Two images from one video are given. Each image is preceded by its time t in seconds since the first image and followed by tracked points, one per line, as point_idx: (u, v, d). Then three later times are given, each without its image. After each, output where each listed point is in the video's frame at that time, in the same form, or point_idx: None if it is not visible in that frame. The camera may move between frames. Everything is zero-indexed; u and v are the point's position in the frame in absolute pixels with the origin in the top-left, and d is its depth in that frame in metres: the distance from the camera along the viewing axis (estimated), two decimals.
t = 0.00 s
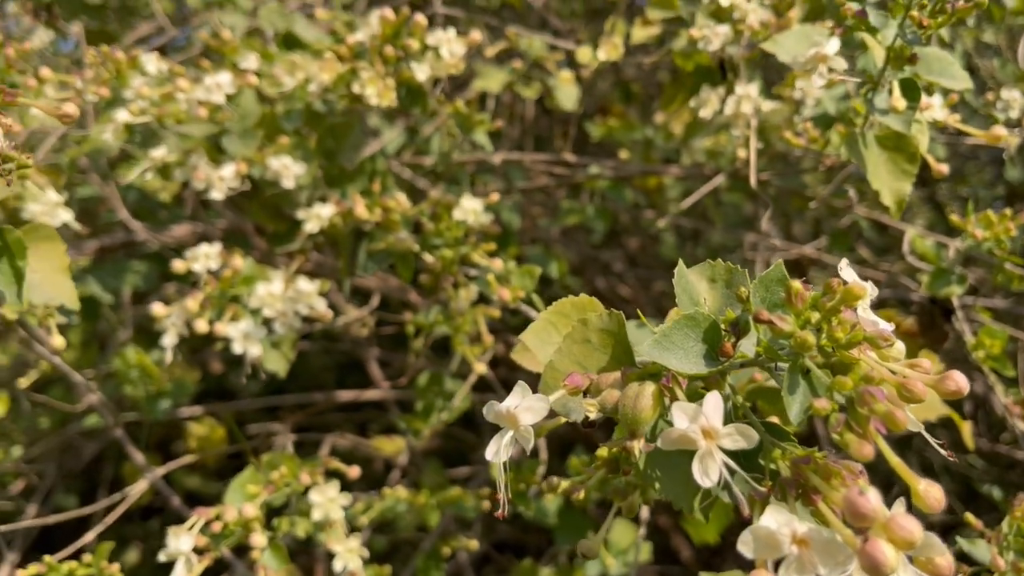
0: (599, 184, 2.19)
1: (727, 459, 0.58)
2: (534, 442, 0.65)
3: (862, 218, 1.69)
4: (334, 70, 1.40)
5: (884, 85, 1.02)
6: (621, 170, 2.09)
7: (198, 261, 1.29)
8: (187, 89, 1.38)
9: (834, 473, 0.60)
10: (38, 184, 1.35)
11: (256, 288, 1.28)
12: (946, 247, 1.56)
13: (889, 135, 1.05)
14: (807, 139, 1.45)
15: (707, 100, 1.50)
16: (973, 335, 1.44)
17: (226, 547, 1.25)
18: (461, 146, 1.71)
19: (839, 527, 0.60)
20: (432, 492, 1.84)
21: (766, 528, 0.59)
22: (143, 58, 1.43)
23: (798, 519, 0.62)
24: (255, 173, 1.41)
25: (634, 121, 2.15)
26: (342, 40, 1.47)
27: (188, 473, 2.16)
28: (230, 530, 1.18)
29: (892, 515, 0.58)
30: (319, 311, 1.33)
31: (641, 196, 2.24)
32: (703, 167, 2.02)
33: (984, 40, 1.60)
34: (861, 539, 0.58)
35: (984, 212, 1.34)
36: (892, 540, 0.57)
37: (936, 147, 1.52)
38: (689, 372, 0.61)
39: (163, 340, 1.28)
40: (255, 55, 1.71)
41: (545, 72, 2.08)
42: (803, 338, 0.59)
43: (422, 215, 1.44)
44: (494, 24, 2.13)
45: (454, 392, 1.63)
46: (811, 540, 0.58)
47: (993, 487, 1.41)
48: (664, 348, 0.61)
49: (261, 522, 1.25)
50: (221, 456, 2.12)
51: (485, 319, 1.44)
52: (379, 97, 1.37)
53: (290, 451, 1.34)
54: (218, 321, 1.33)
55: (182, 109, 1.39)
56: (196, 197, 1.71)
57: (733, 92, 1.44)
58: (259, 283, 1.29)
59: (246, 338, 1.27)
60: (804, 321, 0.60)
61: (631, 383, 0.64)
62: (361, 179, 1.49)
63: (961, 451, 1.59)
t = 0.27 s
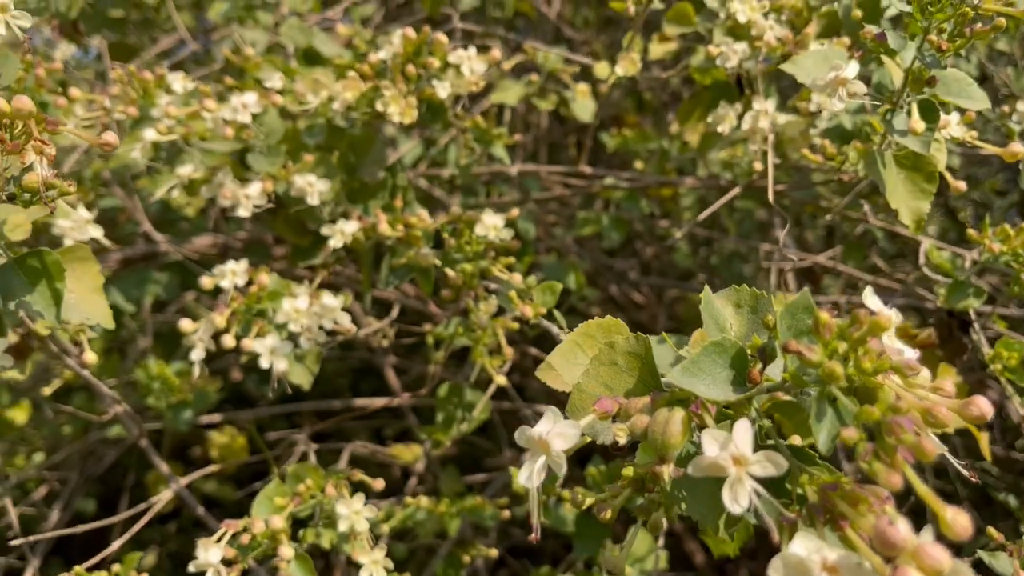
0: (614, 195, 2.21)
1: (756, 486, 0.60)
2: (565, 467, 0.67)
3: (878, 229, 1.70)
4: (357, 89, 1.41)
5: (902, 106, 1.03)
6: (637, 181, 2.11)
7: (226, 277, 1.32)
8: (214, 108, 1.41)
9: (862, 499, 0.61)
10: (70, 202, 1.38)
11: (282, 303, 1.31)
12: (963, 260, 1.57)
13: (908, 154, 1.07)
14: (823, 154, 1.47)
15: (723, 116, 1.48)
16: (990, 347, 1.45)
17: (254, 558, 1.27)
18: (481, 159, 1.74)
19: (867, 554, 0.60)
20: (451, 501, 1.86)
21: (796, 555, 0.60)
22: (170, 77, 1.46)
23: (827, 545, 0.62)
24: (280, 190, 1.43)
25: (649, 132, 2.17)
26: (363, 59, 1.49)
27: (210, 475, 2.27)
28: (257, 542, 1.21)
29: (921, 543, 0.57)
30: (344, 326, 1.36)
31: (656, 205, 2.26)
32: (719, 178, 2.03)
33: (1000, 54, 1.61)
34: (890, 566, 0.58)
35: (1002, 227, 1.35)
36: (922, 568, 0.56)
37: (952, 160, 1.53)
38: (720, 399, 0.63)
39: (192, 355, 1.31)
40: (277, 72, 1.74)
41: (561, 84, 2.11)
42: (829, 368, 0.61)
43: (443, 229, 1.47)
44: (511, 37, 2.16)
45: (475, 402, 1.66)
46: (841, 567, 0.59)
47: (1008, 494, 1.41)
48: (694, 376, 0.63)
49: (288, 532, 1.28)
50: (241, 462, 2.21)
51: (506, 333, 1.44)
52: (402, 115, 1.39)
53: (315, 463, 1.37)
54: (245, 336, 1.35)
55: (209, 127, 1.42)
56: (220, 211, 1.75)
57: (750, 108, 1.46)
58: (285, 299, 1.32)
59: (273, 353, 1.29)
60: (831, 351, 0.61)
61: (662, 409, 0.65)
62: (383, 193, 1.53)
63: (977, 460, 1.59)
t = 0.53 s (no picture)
0: (631, 200, 2.23)
1: (786, 491, 0.62)
2: (598, 473, 0.69)
3: (894, 234, 1.71)
4: (382, 100, 1.44)
5: (922, 116, 1.02)
6: (654, 187, 2.13)
7: (256, 284, 1.35)
8: (244, 119, 1.44)
9: (891, 504, 0.61)
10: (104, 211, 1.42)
11: (310, 309, 1.33)
12: (980, 265, 1.58)
13: (927, 162, 1.08)
14: (841, 161, 1.49)
15: (741, 125, 1.49)
16: (1007, 351, 1.46)
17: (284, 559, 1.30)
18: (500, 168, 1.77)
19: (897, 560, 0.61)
20: (471, 503, 1.88)
21: (827, 559, 0.60)
22: (199, 89, 1.49)
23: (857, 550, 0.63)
24: (307, 199, 1.46)
25: (667, 139, 2.19)
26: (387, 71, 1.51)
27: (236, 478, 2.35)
28: (288, 543, 1.24)
29: (952, 549, 0.58)
30: (371, 331, 1.38)
31: (672, 210, 2.28)
32: (735, 183, 2.05)
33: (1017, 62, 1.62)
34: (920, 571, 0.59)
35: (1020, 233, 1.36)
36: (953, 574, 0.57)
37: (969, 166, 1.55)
38: (750, 406, 0.65)
39: (222, 360, 1.34)
40: (302, 82, 1.78)
41: (579, 92, 2.13)
42: (859, 378, 0.63)
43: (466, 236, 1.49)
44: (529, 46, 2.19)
45: (496, 406, 1.68)
46: (872, 572, 0.59)
47: None
48: (723, 385, 0.65)
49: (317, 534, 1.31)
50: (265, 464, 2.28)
51: (527, 339, 1.46)
52: (426, 125, 1.42)
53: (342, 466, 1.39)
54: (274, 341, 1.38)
55: (238, 137, 1.44)
56: (245, 218, 1.78)
57: (768, 117, 1.48)
58: (313, 305, 1.34)
59: (302, 358, 1.32)
60: (859, 359, 0.63)
61: (692, 416, 0.68)
62: (408, 201, 1.56)
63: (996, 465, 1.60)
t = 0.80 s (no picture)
0: (647, 206, 2.25)
1: (812, 496, 0.64)
2: (626, 477, 0.72)
3: (911, 240, 1.72)
4: (404, 109, 1.47)
5: (942, 123, 1.03)
6: (670, 193, 2.14)
7: (281, 291, 1.38)
8: (268, 128, 1.46)
9: (915, 510, 0.62)
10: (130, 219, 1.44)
11: (333, 316, 1.35)
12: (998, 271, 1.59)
13: (947, 169, 1.09)
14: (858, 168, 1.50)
15: (758, 132, 1.50)
16: None
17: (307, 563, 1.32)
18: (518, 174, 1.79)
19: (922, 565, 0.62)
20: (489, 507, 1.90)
21: (853, 563, 0.62)
22: (223, 98, 1.52)
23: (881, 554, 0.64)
24: (329, 207, 1.49)
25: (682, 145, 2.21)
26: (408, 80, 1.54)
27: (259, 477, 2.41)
28: (312, 547, 1.26)
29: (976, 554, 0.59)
30: (392, 337, 1.40)
31: (687, 216, 2.29)
32: (751, 189, 2.06)
33: None
34: None
35: None
36: None
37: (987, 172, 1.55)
38: (775, 412, 0.66)
39: (247, 366, 1.37)
40: (322, 91, 1.80)
41: (595, 98, 2.15)
42: (883, 386, 0.64)
43: (485, 243, 1.51)
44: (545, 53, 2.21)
45: (514, 411, 1.70)
46: None
47: None
48: (749, 393, 0.67)
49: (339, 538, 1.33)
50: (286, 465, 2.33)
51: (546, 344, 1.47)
52: (448, 134, 1.44)
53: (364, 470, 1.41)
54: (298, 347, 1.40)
55: (262, 146, 1.47)
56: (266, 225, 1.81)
57: (786, 124, 1.49)
58: (336, 312, 1.36)
59: (326, 364, 1.34)
60: (883, 367, 0.64)
61: (718, 423, 0.69)
62: (428, 208, 1.57)
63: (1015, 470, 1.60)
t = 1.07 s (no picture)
0: (659, 211, 2.26)
1: (821, 504, 0.65)
2: (641, 484, 0.74)
3: (922, 245, 1.73)
4: (420, 118, 1.49)
5: (951, 136, 1.04)
6: (682, 198, 2.15)
7: (300, 297, 1.40)
8: (286, 138, 1.48)
9: (922, 518, 0.64)
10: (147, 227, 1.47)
11: (351, 322, 1.38)
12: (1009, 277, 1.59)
13: (957, 180, 1.10)
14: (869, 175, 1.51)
15: (770, 140, 1.52)
16: None
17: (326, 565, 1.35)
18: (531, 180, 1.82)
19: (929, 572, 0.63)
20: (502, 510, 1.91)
21: (862, 570, 0.63)
22: (242, 108, 1.54)
23: (890, 561, 0.65)
24: (347, 215, 1.51)
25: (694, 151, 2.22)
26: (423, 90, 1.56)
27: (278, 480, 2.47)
28: (330, 549, 1.28)
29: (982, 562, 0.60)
30: (409, 343, 1.43)
31: (699, 221, 2.31)
32: (763, 194, 2.08)
33: None
34: None
35: None
36: None
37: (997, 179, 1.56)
38: (786, 421, 0.68)
39: (266, 371, 1.40)
40: (338, 100, 1.84)
41: (607, 104, 2.17)
42: (891, 397, 0.65)
43: (500, 250, 1.53)
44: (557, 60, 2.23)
45: (528, 415, 1.72)
46: None
47: None
48: (760, 402, 0.68)
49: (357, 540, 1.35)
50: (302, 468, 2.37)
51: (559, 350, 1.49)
52: (463, 143, 1.46)
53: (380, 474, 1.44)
54: (316, 353, 1.43)
55: (280, 155, 1.49)
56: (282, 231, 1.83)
57: (797, 133, 1.50)
58: (353, 318, 1.39)
59: (344, 369, 1.36)
60: (891, 378, 0.66)
61: (730, 432, 0.71)
62: (443, 216, 1.59)
63: None
